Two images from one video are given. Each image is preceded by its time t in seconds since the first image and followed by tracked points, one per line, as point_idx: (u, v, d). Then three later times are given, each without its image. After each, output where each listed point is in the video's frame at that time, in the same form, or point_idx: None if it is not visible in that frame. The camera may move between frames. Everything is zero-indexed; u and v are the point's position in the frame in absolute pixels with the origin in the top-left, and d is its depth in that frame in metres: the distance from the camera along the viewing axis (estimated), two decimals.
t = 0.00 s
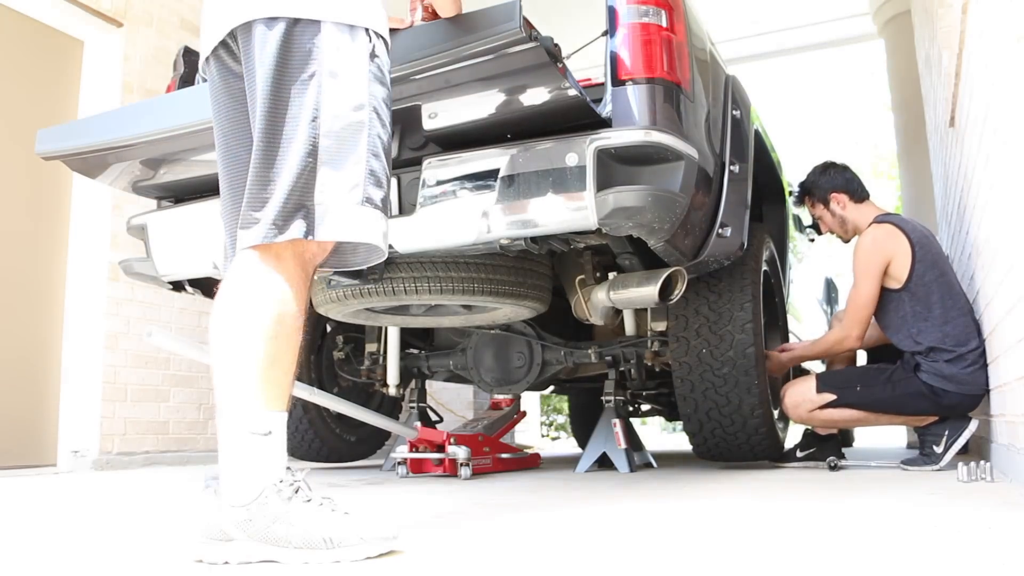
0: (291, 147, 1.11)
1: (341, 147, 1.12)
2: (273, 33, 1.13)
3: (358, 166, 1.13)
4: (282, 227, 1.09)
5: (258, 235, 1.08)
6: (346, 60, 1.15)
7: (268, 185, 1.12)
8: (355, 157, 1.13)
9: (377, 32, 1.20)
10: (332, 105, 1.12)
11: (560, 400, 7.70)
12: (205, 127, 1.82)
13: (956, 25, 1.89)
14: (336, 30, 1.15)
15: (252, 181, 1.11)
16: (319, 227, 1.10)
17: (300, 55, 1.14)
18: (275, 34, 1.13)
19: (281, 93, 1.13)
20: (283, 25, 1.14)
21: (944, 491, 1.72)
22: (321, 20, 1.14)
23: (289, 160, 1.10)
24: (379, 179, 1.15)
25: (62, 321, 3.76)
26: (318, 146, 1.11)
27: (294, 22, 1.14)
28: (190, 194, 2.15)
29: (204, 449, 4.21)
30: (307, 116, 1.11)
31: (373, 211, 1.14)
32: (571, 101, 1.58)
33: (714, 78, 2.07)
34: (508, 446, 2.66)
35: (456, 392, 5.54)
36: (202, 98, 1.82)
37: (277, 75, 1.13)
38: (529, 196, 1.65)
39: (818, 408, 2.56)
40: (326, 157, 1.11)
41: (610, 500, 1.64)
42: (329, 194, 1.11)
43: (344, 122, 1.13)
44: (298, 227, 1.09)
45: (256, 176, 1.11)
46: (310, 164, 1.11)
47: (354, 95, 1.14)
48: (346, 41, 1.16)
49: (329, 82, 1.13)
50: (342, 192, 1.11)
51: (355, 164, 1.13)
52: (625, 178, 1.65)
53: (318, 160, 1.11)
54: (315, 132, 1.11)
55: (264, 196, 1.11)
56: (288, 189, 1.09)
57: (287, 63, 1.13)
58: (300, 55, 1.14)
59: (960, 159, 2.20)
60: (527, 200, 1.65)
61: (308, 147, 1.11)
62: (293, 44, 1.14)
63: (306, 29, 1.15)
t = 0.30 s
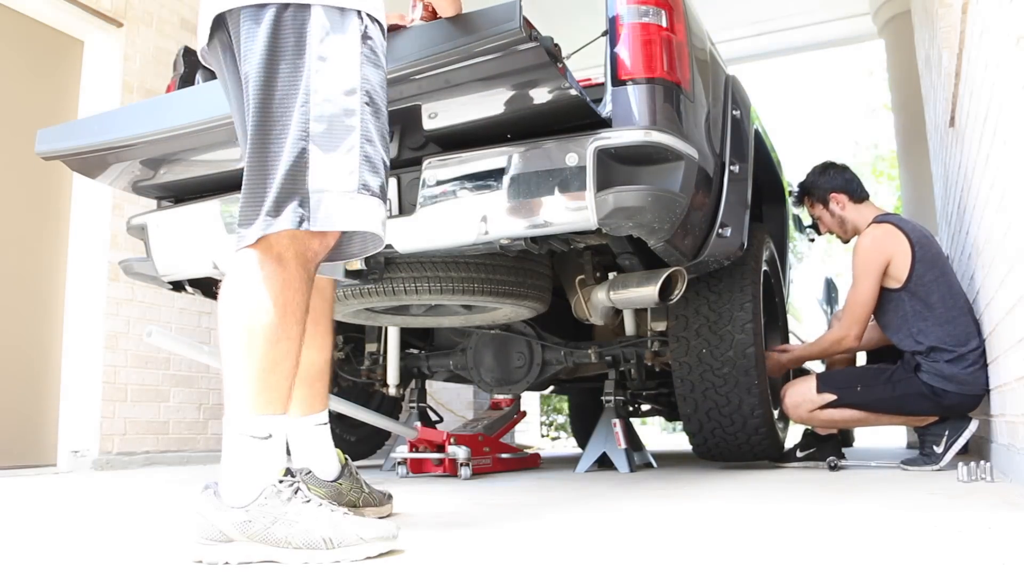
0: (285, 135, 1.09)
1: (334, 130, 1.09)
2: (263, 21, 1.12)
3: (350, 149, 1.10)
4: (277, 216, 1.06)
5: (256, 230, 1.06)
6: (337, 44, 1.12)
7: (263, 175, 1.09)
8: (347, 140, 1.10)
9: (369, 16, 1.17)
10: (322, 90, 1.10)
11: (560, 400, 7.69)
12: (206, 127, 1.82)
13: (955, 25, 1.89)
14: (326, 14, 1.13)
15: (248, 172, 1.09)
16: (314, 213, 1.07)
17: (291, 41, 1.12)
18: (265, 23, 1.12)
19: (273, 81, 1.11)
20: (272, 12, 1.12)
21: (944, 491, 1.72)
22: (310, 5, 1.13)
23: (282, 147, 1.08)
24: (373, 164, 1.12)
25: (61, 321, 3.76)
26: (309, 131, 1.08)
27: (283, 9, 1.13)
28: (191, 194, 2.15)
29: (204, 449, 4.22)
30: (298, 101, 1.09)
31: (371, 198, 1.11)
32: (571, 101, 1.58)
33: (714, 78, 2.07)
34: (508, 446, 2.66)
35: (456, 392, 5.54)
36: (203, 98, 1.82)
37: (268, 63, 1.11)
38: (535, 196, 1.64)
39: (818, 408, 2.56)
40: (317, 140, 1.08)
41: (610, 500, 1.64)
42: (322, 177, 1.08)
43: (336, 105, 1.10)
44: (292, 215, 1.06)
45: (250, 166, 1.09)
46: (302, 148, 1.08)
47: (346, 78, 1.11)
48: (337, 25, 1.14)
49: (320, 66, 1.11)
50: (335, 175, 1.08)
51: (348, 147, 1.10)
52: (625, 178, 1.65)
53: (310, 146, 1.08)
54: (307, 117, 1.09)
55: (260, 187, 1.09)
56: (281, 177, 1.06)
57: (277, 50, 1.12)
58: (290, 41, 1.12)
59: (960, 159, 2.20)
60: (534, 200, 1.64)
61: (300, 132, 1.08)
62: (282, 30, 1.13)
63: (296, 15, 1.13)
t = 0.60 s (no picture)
0: (293, 140, 1.09)
1: (342, 136, 1.10)
2: (268, 26, 1.11)
3: (360, 153, 1.10)
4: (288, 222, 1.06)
5: (266, 235, 1.06)
6: (343, 50, 1.13)
7: (270, 181, 1.09)
8: (356, 145, 1.10)
9: (372, 22, 1.18)
10: (332, 96, 1.10)
11: (560, 400, 7.68)
12: (205, 127, 1.82)
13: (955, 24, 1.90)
14: (331, 20, 1.13)
15: (254, 178, 1.09)
16: (326, 218, 1.08)
17: (295, 46, 1.12)
18: (269, 28, 1.12)
19: (278, 87, 1.11)
20: (278, 17, 1.12)
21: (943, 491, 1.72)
22: (316, 11, 1.13)
23: (291, 153, 1.08)
24: (382, 167, 1.13)
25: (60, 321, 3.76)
26: (318, 136, 1.09)
27: (288, 14, 1.12)
28: (191, 194, 2.16)
29: (203, 449, 4.22)
30: (306, 107, 1.09)
31: (379, 200, 1.12)
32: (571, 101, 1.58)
33: (714, 78, 2.07)
34: (508, 446, 2.66)
35: (456, 391, 5.53)
36: (203, 99, 1.82)
37: (274, 69, 1.11)
38: (535, 196, 1.64)
39: (817, 408, 2.56)
40: (326, 145, 1.09)
41: (609, 500, 1.64)
42: (333, 182, 1.08)
43: (344, 110, 1.10)
44: (304, 220, 1.07)
45: (257, 172, 1.09)
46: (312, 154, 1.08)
47: (353, 84, 1.12)
48: (343, 31, 1.14)
49: (327, 73, 1.11)
50: (345, 179, 1.09)
51: (357, 151, 1.10)
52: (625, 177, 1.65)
53: (320, 152, 1.09)
54: (315, 123, 1.09)
55: (267, 192, 1.09)
56: (292, 184, 1.07)
57: (283, 56, 1.11)
58: (295, 46, 1.12)
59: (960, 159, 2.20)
60: (533, 200, 1.64)
61: (309, 138, 1.08)
62: (287, 35, 1.12)
63: (301, 20, 1.12)
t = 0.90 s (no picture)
0: (277, 135, 1.09)
1: (326, 131, 1.09)
2: (251, 20, 1.11)
3: (343, 147, 1.10)
4: (274, 221, 1.06)
5: (252, 233, 1.06)
6: (324, 42, 1.12)
7: (255, 176, 1.09)
8: (340, 140, 1.10)
9: (355, 11, 1.16)
10: (314, 90, 1.10)
11: (560, 400, 7.68)
12: (205, 127, 1.81)
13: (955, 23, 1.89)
14: (313, 11, 1.12)
15: (240, 175, 1.09)
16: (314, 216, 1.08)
17: (277, 39, 1.11)
18: (252, 23, 1.11)
19: (262, 82, 1.10)
20: (260, 11, 1.11)
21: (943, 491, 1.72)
22: (298, 3, 1.12)
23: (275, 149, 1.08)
24: (361, 161, 1.11)
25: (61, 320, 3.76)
26: (303, 132, 1.09)
27: (270, 7, 1.12)
28: (191, 194, 2.16)
29: (203, 449, 4.22)
30: (289, 102, 1.09)
31: (357, 195, 1.10)
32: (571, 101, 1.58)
33: (713, 78, 2.07)
34: (508, 446, 2.66)
35: (456, 391, 5.53)
36: (203, 99, 1.82)
37: (258, 63, 1.11)
38: (535, 196, 1.64)
39: (817, 408, 2.55)
40: (311, 140, 1.09)
41: (609, 500, 1.64)
42: (317, 178, 1.08)
43: (327, 104, 1.10)
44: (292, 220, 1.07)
45: (242, 168, 1.09)
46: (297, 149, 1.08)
47: (335, 76, 1.11)
48: (324, 22, 1.12)
49: (309, 66, 1.10)
50: (329, 174, 1.08)
51: (341, 146, 1.10)
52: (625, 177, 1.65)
53: (305, 147, 1.08)
54: (299, 118, 1.09)
55: (252, 188, 1.09)
56: (277, 181, 1.07)
57: (266, 50, 1.11)
58: (277, 38, 1.11)
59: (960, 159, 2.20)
60: (533, 200, 1.64)
61: (292, 134, 1.08)
62: (269, 28, 1.11)
63: (282, 13, 1.12)
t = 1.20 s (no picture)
0: (279, 135, 1.09)
1: (327, 129, 1.09)
2: (254, 19, 1.12)
3: (344, 145, 1.09)
4: (274, 220, 1.06)
5: (255, 233, 1.06)
6: (326, 40, 1.12)
7: (257, 176, 1.09)
8: (342, 138, 1.09)
9: (359, 9, 1.16)
10: (316, 88, 1.09)
11: (560, 400, 7.68)
12: (206, 127, 1.81)
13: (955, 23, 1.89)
14: (315, 9, 1.12)
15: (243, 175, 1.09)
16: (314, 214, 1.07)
17: (280, 38, 1.11)
18: (255, 22, 1.12)
19: (264, 81, 1.10)
20: (263, 10, 1.12)
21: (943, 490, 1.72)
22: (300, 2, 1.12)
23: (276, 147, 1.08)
24: (365, 160, 1.11)
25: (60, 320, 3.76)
26: (304, 130, 1.08)
27: (273, 6, 1.12)
28: (191, 194, 2.15)
29: (203, 449, 4.22)
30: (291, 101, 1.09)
31: (360, 194, 1.09)
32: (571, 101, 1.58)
33: (714, 78, 2.07)
34: (508, 446, 2.66)
35: (456, 391, 5.53)
36: (204, 99, 1.82)
37: (260, 62, 1.11)
38: (535, 196, 1.64)
39: (817, 408, 2.55)
40: (311, 138, 1.08)
41: (609, 500, 1.64)
42: (318, 177, 1.08)
43: (328, 102, 1.09)
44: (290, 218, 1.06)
45: (245, 168, 1.09)
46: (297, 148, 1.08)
47: (337, 74, 1.11)
48: (327, 21, 1.12)
49: (311, 64, 1.10)
50: (330, 172, 1.08)
51: (342, 143, 1.09)
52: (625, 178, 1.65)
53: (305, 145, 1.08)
54: (300, 117, 1.09)
55: (255, 188, 1.09)
56: (279, 180, 1.06)
57: (268, 49, 1.11)
58: (280, 37, 1.11)
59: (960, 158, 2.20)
60: (533, 200, 1.64)
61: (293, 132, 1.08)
62: (271, 27, 1.12)
63: (285, 11, 1.12)
